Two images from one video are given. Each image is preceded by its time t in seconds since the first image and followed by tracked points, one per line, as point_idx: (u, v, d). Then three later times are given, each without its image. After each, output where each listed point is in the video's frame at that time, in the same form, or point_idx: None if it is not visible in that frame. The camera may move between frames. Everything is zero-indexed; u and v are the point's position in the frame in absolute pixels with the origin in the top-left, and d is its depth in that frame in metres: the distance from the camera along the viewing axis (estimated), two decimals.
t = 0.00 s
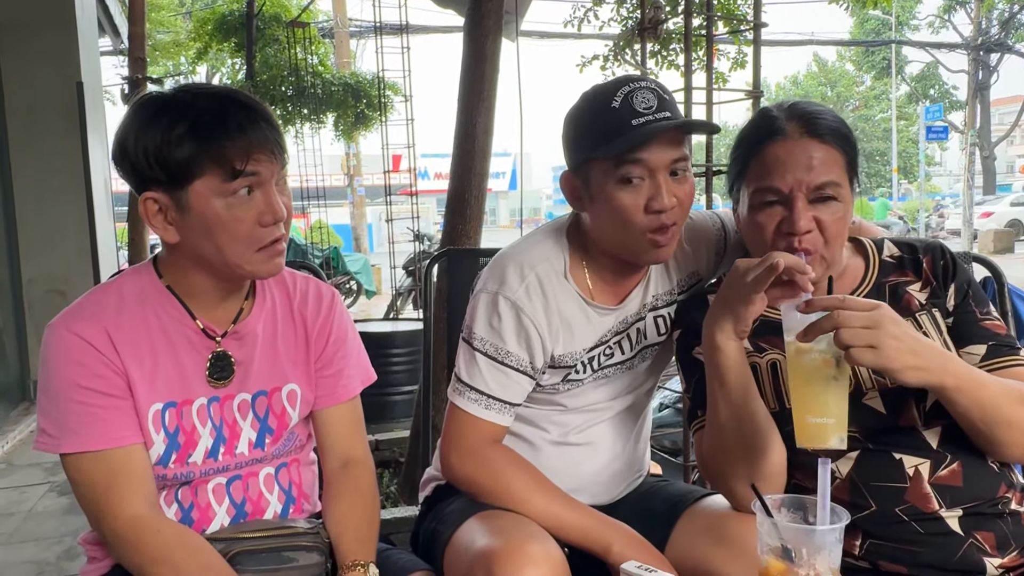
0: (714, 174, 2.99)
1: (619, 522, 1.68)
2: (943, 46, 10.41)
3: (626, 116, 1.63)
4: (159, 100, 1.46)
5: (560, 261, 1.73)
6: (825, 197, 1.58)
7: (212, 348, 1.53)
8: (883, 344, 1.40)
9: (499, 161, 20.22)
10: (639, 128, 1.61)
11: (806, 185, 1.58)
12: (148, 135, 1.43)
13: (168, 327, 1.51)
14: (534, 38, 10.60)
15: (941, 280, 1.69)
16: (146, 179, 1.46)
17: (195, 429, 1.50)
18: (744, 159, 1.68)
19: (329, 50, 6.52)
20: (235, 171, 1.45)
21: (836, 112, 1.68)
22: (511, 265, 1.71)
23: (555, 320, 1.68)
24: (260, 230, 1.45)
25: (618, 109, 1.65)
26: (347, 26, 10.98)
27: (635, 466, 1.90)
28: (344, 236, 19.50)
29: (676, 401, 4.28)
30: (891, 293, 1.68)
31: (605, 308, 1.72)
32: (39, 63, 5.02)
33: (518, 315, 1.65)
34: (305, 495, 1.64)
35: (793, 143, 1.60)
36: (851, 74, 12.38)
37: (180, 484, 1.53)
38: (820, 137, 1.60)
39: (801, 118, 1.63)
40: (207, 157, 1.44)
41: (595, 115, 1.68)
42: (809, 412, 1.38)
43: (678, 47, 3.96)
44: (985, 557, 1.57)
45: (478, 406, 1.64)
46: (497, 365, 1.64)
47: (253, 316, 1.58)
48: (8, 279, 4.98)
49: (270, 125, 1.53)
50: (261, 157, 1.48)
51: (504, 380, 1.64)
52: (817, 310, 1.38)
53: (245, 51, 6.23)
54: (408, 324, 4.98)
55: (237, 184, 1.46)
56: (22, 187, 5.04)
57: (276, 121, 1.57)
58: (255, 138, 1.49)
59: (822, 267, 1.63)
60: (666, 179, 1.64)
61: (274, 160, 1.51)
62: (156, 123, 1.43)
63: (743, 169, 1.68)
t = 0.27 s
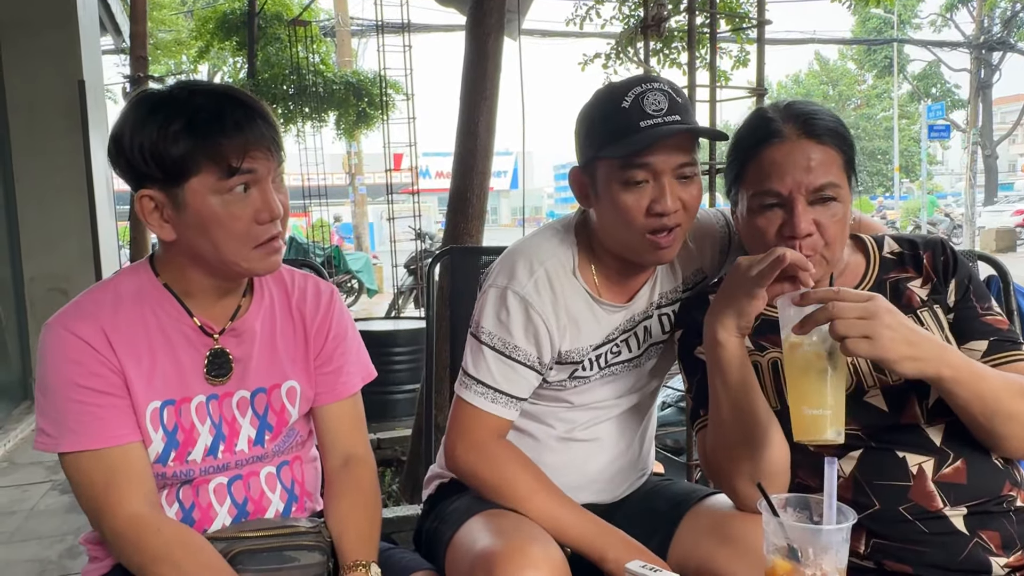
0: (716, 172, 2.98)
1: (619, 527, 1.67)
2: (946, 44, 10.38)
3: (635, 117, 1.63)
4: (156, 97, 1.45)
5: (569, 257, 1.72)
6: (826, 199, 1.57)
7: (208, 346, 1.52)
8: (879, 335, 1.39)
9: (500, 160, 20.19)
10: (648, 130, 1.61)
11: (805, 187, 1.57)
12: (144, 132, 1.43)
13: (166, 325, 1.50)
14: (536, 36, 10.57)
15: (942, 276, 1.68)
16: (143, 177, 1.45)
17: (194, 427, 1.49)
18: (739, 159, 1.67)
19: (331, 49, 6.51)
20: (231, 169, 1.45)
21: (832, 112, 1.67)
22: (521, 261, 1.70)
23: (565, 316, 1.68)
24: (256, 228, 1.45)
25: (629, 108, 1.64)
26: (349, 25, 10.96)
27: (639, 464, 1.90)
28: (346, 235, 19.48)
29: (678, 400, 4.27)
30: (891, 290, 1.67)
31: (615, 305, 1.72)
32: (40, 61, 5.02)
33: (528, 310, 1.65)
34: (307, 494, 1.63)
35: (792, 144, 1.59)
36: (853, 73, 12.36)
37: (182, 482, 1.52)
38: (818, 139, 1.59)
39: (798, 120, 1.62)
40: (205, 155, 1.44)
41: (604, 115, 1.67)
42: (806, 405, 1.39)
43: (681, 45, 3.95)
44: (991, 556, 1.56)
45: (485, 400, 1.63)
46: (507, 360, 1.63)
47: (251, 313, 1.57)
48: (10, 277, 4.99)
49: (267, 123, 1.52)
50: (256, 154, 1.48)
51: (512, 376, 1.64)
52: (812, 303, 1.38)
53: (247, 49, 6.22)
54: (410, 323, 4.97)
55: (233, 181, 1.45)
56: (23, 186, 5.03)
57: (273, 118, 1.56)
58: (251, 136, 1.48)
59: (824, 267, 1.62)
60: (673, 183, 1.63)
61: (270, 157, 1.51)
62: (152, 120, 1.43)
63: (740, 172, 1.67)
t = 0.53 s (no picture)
0: (719, 171, 2.97)
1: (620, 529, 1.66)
2: (948, 43, 10.37)
3: (637, 111, 1.62)
4: (152, 95, 1.43)
5: (568, 255, 1.72)
6: (832, 199, 1.57)
7: (207, 343, 1.52)
8: (884, 331, 1.38)
9: (502, 159, 20.19)
10: (650, 124, 1.61)
11: (811, 187, 1.56)
12: (139, 131, 1.41)
13: (164, 323, 1.50)
14: (537, 35, 10.57)
15: (946, 277, 1.67)
16: (137, 175, 1.44)
17: (194, 424, 1.49)
18: (744, 159, 1.66)
19: (332, 48, 6.51)
20: (228, 169, 1.43)
21: (838, 110, 1.66)
22: (520, 260, 1.70)
23: (565, 314, 1.67)
24: (253, 227, 1.44)
25: (631, 103, 1.64)
26: (350, 24, 10.96)
27: (641, 462, 1.89)
28: (348, 234, 19.49)
29: (680, 399, 4.26)
30: (895, 291, 1.67)
31: (612, 302, 1.71)
32: (42, 60, 5.02)
33: (527, 309, 1.64)
34: (308, 491, 1.63)
35: (796, 144, 1.58)
36: (855, 72, 12.33)
37: (183, 481, 1.51)
38: (822, 138, 1.58)
39: (802, 119, 1.61)
40: (201, 154, 1.42)
41: (605, 110, 1.66)
42: (807, 399, 1.39)
43: (683, 44, 3.95)
44: (996, 555, 1.55)
45: (486, 400, 1.63)
46: (507, 359, 1.63)
47: (249, 310, 1.57)
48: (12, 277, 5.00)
49: (264, 123, 1.51)
50: (253, 154, 1.46)
51: (513, 375, 1.63)
52: (816, 298, 1.39)
53: (249, 49, 6.23)
54: (412, 322, 4.96)
55: (229, 182, 1.44)
56: (26, 185, 5.04)
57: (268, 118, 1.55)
58: (248, 135, 1.47)
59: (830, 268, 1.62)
60: (674, 176, 1.63)
61: (266, 156, 1.50)
62: (148, 120, 1.41)
63: (743, 175, 1.66)
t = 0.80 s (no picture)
0: (722, 172, 2.98)
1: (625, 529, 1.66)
2: (950, 43, 10.35)
3: (626, 115, 1.63)
4: (148, 99, 1.44)
5: (560, 259, 1.72)
6: (844, 200, 1.57)
7: (207, 343, 1.52)
8: (895, 333, 1.38)
9: (504, 160, 20.18)
10: (638, 127, 1.61)
11: (824, 189, 1.56)
12: (137, 135, 1.42)
13: (164, 323, 1.50)
14: (538, 36, 10.56)
15: (953, 282, 1.67)
16: (135, 181, 1.44)
17: (196, 424, 1.49)
18: (754, 160, 1.67)
19: (335, 49, 6.52)
20: (226, 173, 1.44)
21: (848, 112, 1.66)
22: (512, 265, 1.70)
23: (558, 319, 1.68)
24: (251, 229, 1.45)
25: (618, 107, 1.64)
26: (352, 25, 10.97)
27: (642, 463, 1.89)
28: (350, 235, 19.48)
29: (683, 399, 4.26)
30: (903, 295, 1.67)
31: (605, 307, 1.71)
32: (45, 61, 5.03)
33: (520, 315, 1.64)
34: (310, 492, 1.63)
35: (810, 145, 1.58)
36: (858, 72, 12.30)
37: (187, 481, 1.52)
38: (835, 140, 1.58)
39: (814, 120, 1.62)
40: (198, 158, 1.42)
41: (594, 114, 1.66)
42: (817, 400, 1.39)
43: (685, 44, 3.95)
44: (999, 557, 1.55)
45: (485, 406, 1.63)
46: (503, 365, 1.63)
47: (247, 311, 1.57)
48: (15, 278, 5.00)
49: (259, 126, 1.51)
50: (251, 158, 1.47)
51: (510, 380, 1.63)
52: (827, 299, 1.39)
53: (251, 50, 6.23)
54: (414, 323, 4.96)
55: (229, 186, 1.44)
56: (29, 187, 5.04)
57: (264, 120, 1.55)
58: (244, 138, 1.47)
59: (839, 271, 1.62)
60: (664, 178, 1.63)
61: (264, 159, 1.50)
62: (145, 124, 1.41)
63: (754, 174, 1.66)
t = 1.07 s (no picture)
0: (723, 172, 2.97)
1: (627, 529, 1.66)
2: (952, 42, 10.34)
3: (622, 111, 1.62)
4: (122, 104, 1.42)
5: (560, 259, 1.72)
6: (847, 197, 1.57)
7: (192, 348, 1.52)
8: (900, 335, 1.37)
9: (506, 160, 20.18)
10: (634, 123, 1.60)
11: (827, 185, 1.56)
12: (111, 141, 1.40)
13: (149, 329, 1.50)
14: (540, 36, 10.57)
15: (954, 284, 1.67)
16: (114, 187, 1.44)
17: (188, 428, 1.49)
18: (756, 159, 1.66)
19: (336, 50, 6.52)
20: (204, 177, 1.43)
21: (848, 111, 1.67)
22: (511, 265, 1.70)
23: (559, 319, 1.67)
24: (235, 232, 1.44)
25: (614, 104, 1.64)
26: (354, 25, 10.98)
27: (645, 464, 1.88)
28: (351, 235, 19.49)
29: (684, 400, 4.25)
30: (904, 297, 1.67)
31: (608, 305, 1.71)
32: (46, 62, 5.03)
33: (520, 315, 1.64)
34: (309, 492, 1.64)
35: (813, 142, 1.58)
36: (860, 71, 12.26)
37: (185, 484, 1.53)
38: (836, 136, 1.59)
39: (814, 117, 1.62)
40: (174, 162, 1.41)
41: (589, 112, 1.66)
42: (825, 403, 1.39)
43: (686, 44, 3.95)
44: (1001, 557, 1.54)
45: (486, 407, 1.63)
46: (504, 365, 1.62)
47: (235, 312, 1.56)
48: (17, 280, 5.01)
49: (236, 125, 1.49)
50: (229, 160, 1.46)
51: (511, 381, 1.63)
52: (832, 301, 1.38)
53: (253, 51, 6.24)
54: (415, 323, 4.96)
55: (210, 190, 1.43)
56: (32, 187, 5.05)
57: (242, 118, 1.53)
58: (222, 139, 1.45)
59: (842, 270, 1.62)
60: (663, 173, 1.63)
61: (244, 160, 1.49)
62: (120, 130, 1.40)
63: (755, 176, 1.66)
